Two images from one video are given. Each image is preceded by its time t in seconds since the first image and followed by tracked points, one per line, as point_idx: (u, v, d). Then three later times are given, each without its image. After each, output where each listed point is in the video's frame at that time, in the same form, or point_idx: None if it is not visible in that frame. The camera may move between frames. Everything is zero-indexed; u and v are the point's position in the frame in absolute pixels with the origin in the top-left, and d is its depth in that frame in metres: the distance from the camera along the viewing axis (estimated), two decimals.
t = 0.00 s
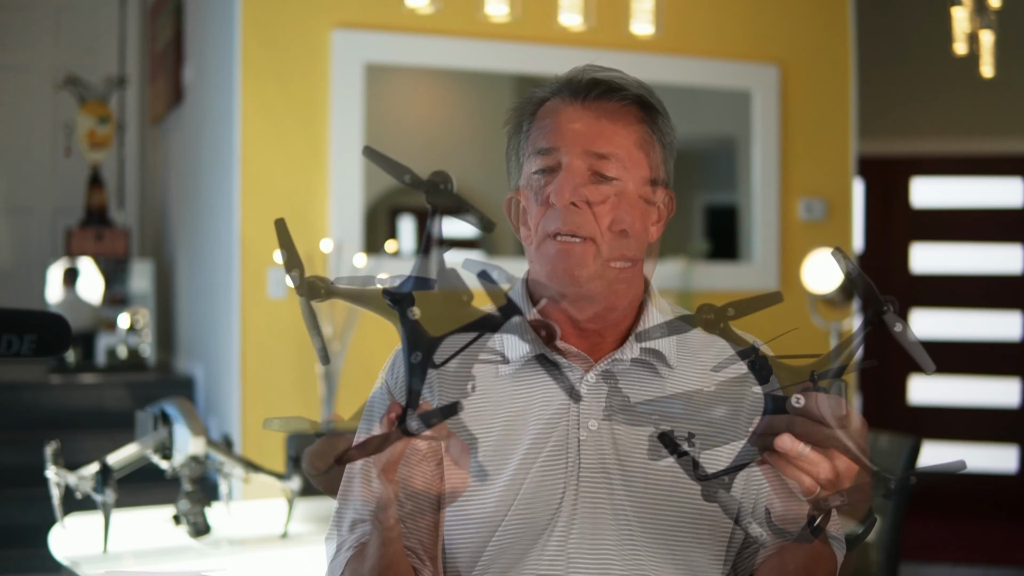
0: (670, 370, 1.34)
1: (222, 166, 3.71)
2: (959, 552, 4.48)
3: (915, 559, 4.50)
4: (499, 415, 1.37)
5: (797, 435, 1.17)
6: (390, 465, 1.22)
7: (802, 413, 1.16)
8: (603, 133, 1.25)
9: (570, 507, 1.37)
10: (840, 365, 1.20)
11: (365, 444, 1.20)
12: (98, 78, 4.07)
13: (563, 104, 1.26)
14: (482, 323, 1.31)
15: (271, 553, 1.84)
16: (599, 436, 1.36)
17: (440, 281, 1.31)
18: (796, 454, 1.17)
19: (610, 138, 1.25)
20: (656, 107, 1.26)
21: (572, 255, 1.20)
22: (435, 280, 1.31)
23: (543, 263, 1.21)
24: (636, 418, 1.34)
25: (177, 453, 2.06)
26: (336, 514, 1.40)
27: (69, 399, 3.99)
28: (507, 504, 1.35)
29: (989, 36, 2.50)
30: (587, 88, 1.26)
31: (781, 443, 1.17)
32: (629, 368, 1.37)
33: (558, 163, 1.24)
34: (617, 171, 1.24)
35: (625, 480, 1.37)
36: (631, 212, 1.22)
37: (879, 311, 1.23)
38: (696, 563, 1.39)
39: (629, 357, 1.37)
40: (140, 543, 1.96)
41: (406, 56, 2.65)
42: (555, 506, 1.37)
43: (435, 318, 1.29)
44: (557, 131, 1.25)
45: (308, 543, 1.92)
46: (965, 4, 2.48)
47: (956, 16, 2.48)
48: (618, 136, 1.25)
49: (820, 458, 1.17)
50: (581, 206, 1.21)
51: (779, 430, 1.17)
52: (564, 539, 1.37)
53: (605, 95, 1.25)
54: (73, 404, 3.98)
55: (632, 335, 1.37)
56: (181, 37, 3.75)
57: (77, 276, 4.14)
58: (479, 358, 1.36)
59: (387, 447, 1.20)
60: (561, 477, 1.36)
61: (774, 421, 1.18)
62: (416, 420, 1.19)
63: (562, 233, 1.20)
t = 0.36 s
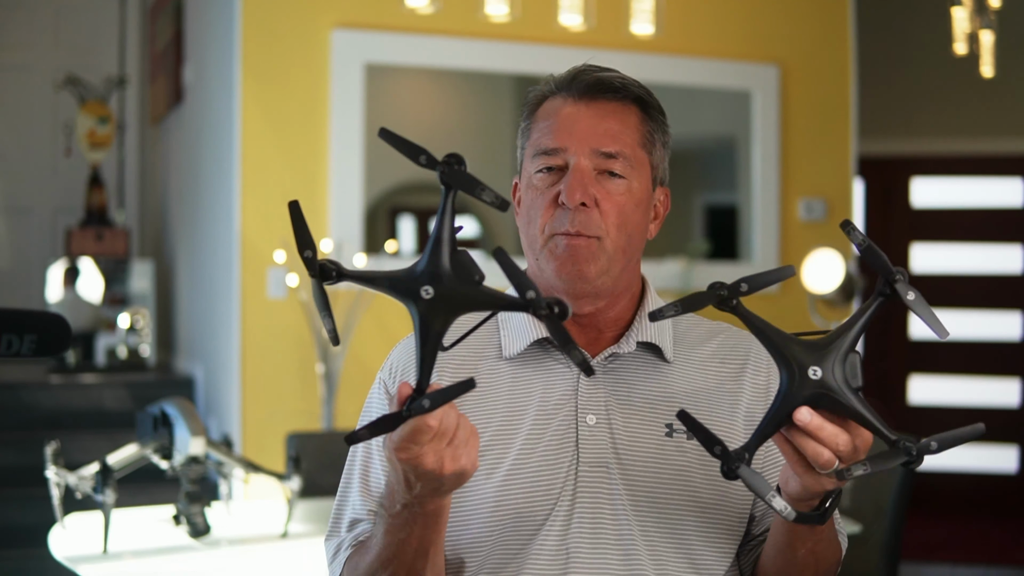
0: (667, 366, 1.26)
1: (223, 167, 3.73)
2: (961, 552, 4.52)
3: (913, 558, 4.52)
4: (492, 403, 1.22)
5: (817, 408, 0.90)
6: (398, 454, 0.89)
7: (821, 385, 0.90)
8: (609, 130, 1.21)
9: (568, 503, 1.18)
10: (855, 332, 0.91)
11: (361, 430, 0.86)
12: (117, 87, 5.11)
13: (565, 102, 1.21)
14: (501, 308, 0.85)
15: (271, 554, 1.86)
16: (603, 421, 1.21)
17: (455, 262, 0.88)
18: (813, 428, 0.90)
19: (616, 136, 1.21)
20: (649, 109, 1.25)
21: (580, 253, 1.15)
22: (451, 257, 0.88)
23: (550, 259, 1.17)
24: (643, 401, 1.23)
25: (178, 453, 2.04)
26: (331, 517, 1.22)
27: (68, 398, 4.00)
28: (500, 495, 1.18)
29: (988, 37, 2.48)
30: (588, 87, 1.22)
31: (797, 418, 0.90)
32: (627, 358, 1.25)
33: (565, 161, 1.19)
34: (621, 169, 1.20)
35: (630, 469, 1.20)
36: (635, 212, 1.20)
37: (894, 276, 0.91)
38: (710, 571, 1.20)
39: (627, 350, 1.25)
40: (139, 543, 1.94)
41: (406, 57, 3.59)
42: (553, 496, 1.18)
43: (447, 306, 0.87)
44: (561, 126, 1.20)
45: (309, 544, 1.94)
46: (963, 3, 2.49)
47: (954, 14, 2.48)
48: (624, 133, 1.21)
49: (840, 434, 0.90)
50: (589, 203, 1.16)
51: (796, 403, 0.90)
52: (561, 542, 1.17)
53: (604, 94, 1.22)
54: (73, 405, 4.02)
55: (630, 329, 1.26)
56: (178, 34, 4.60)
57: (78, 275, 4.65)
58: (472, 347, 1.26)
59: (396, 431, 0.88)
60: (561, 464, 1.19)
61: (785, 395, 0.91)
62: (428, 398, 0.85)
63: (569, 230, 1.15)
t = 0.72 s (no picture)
0: (664, 364, 1.26)
1: (224, 168, 3.73)
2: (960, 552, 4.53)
3: (913, 558, 4.53)
4: (489, 404, 1.22)
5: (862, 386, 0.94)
6: (366, 448, 0.93)
7: (867, 361, 0.95)
8: (603, 132, 1.22)
9: (568, 498, 1.18)
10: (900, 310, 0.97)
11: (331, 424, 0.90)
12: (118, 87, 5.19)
13: (556, 106, 1.23)
14: (462, 299, 0.90)
15: (272, 554, 1.86)
16: (601, 420, 1.21)
17: (417, 255, 0.93)
18: (856, 406, 0.94)
19: (610, 137, 1.22)
20: (638, 105, 1.26)
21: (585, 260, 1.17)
22: (415, 250, 0.93)
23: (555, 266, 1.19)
24: (642, 399, 1.23)
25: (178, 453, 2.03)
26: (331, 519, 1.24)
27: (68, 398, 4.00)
28: (498, 495, 1.18)
29: (988, 37, 2.49)
30: (578, 90, 1.23)
31: (846, 395, 0.94)
32: (625, 357, 1.25)
33: (562, 167, 1.21)
34: (618, 169, 1.22)
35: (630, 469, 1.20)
36: (634, 211, 1.22)
37: (937, 255, 0.96)
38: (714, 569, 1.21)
39: (625, 348, 1.24)
40: (140, 543, 1.93)
41: (405, 57, 3.59)
42: (552, 495, 1.18)
43: (410, 302, 0.93)
44: (555, 132, 1.22)
45: (310, 543, 1.94)
46: (962, 3, 2.49)
47: (954, 14, 2.48)
48: (617, 133, 1.23)
49: (884, 412, 0.94)
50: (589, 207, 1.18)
51: (844, 379, 0.94)
52: (563, 536, 1.17)
53: (594, 96, 1.24)
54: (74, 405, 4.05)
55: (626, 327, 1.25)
56: (177, 35, 4.61)
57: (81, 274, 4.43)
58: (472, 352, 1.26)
59: (365, 427, 0.92)
60: (559, 464, 1.19)
61: (834, 372, 0.94)
62: (390, 393, 0.89)
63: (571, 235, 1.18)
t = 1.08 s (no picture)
0: (657, 364, 1.26)
1: (223, 168, 3.73)
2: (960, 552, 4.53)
3: (912, 558, 4.53)
4: (481, 407, 1.22)
5: (844, 410, 0.93)
6: (352, 488, 0.95)
7: (849, 386, 0.93)
8: (579, 137, 1.22)
9: (560, 501, 1.18)
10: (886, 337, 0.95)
11: (317, 463, 0.92)
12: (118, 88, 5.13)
13: (532, 111, 1.23)
14: (450, 352, 0.88)
15: (273, 554, 1.86)
16: (593, 421, 1.21)
17: (409, 303, 0.92)
18: (838, 428, 0.93)
19: (587, 141, 1.22)
20: (616, 104, 1.26)
21: (567, 264, 1.19)
22: (407, 296, 0.92)
23: (538, 272, 1.21)
24: (634, 399, 1.23)
25: (178, 453, 2.03)
26: (329, 522, 1.25)
27: (67, 399, 3.99)
28: (491, 497, 1.19)
29: (988, 37, 2.49)
30: (554, 94, 1.23)
31: (826, 420, 0.93)
32: (617, 357, 1.25)
33: (540, 174, 1.21)
34: (597, 173, 1.23)
35: (623, 469, 1.20)
36: (615, 214, 1.23)
37: (927, 278, 0.96)
38: (708, 570, 1.20)
39: (617, 349, 1.25)
40: (141, 543, 1.93)
41: (407, 59, 3.58)
42: (545, 497, 1.19)
43: (399, 348, 0.92)
44: (532, 138, 1.22)
45: (310, 543, 1.94)
46: (963, 3, 2.48)
47: (955, 14, 2.48)
48: (594, 136, 1.23)
49: (864, 434, 0.93)
50: (569, 214, 1.19)
51: (825, 405, 0.93)
52: (554, 540, 1.17)
53: (571, 100, 1.24)
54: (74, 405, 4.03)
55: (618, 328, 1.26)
56: (179, 36, 4.60)
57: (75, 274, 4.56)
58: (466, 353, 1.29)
59: (350, 468, 0.93)
60: (552, 466, 1.20)
61: (815, 398, 0.93)
62: (375, 437, 0.91)
63: (552, 243, 1.19)
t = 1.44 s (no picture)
0: (652, 364, 1.26)
1: (223, 168, 3.73)
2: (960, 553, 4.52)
3: (913, 558, 4.53)
4: (476, 410, 1.22)
5: (826, 421, 0.94)
6: (347, 495, 0.95)
7: (830, 397, 0.94)
8: (570, 137, 1.22)
9: (556, 503, 1.18)
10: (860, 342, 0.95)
11: (313, 469, 0.92)
12: (118, 88, 5.12)
13: (522, 114, 1.23)
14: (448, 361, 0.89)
15: (273, 554, 1.86)
16: (587, 422, 1.21)
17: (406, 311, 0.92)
18: (824, 438, 0.94)
19: (579, 142, 1.22)
20: (606, 105, 1.26)
21: (561, 266, 1.19)
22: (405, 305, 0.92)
23: (531, 273, 1.21)
24: (628, 400, 1.23)
25: (177, 453, 2.03)
26: (326, 525, 1.25)
27: (68, 398, 4.00)
28: (487, 500, 1.19)
29: (988, 37, 2.48)
30: (544, 95, 1.24)
31: (810, 432, 0.93)
32: (611, 359, 1.25)
33: (532, 176, 1.22)
34: (589, 174, 1.23)
35: (618, 471, 1.20)
36: (608, 215, 1.23)
37: (894, 281, 0.97)
38: (703, 571, 1.20)
39: (611, 349, 1.24)
40: (140, 543, 1.93)
41: (406, 59, 3.58)
42: (541, 498, 1.19)
43: (396, 356, 0.92)
44: (523, 141, 1.22)
45: (310, 543, 1.94)
46: (963, 4, 2.48)
47: (955, 14, 2.48)
48: (585, 137, 1.23)
49: (850, 441, 0.94)
50: (561, 216, 1.19)
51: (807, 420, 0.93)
52: (551, 542, 1.17)
53: (562, 101, 1.24)
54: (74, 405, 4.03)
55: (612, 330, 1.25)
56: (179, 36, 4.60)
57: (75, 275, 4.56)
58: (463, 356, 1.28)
59: (346, 475, 0.93)
60: (548, 467, 1.20)
61: (796, 413, 0.94)
62: (371, 444, 0.91)
63: (545, 244, 1.19)
